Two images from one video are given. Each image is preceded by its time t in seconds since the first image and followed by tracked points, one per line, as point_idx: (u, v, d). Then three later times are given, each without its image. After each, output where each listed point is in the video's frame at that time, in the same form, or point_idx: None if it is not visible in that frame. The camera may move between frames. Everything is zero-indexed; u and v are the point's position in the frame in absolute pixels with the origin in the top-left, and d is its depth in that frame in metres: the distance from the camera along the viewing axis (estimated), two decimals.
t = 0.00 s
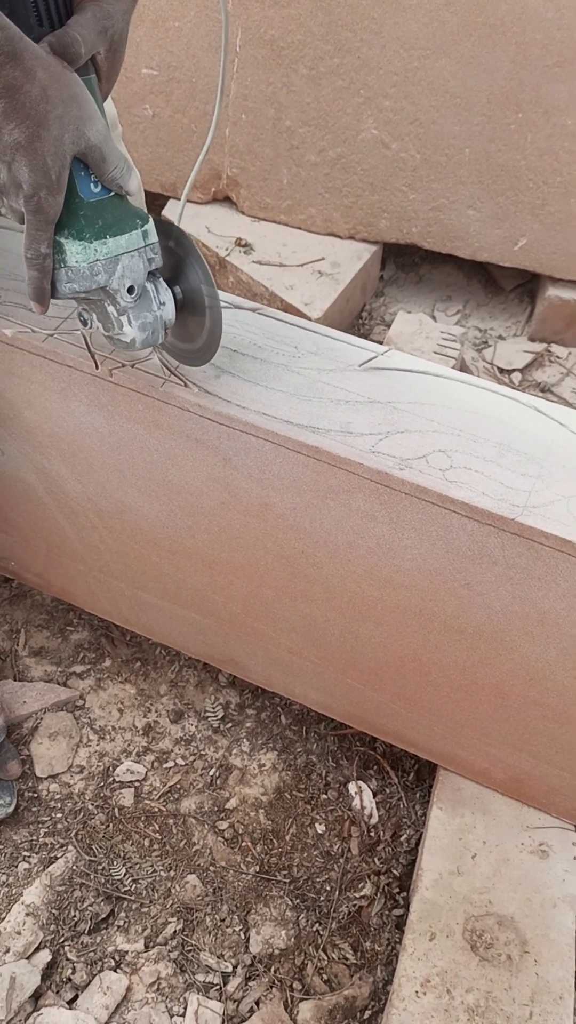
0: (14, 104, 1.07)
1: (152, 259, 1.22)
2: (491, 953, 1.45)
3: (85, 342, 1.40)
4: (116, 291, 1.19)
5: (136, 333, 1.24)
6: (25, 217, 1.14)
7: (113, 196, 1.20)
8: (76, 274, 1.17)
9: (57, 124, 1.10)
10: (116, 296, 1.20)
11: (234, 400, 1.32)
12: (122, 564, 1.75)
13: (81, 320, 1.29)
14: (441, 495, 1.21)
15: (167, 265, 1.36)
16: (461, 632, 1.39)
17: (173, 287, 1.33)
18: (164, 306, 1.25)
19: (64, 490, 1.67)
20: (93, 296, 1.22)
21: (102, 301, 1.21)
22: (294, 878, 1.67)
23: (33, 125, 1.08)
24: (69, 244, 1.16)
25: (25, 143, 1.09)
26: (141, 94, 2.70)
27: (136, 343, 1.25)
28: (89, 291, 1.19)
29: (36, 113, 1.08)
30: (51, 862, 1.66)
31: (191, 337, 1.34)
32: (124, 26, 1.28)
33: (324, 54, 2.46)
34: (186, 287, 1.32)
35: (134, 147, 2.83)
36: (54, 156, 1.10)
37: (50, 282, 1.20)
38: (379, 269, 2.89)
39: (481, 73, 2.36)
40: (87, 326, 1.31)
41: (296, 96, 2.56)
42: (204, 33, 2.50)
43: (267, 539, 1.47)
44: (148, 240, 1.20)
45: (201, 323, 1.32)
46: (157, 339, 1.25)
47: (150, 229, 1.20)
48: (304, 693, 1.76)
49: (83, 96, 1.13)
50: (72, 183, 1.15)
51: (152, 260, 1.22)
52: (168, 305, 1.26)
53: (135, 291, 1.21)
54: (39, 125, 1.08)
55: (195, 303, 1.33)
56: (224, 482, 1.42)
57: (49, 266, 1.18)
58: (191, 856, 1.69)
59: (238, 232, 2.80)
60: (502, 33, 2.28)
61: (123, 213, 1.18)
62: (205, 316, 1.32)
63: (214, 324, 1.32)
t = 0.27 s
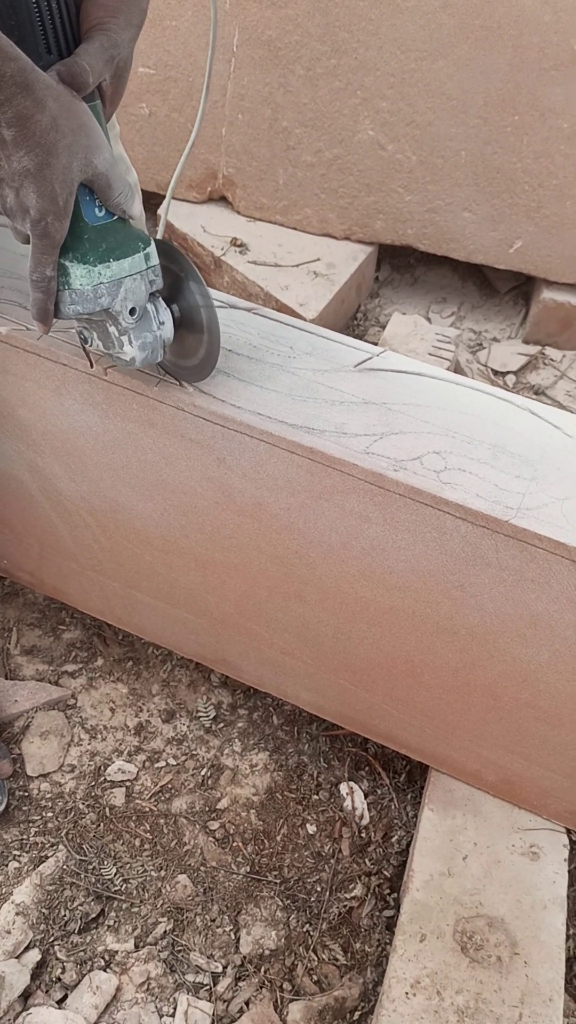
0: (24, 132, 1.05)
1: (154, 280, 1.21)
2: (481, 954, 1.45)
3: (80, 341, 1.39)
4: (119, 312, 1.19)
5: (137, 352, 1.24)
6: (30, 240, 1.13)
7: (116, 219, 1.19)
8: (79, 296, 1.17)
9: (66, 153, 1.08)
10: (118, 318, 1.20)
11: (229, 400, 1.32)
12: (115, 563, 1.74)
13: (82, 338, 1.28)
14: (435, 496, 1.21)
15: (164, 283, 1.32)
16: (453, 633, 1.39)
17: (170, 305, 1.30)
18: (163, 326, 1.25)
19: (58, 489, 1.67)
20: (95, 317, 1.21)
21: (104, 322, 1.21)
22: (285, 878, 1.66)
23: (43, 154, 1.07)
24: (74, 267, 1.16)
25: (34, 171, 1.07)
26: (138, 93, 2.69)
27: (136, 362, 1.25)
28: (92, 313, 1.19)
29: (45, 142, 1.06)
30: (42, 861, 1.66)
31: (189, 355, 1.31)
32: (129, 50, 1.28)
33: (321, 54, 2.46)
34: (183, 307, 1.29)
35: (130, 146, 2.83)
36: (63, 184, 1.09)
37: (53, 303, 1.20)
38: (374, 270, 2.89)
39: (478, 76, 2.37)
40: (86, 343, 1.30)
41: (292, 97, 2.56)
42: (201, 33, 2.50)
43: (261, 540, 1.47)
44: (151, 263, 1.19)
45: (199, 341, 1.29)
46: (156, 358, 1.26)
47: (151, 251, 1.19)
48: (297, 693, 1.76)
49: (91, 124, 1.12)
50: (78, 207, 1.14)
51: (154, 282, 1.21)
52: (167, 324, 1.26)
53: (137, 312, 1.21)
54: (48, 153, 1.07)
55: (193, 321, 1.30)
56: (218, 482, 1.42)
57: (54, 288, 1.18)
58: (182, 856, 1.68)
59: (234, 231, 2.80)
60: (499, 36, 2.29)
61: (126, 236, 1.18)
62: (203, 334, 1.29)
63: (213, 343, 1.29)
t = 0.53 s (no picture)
0: (41, 142, 1.05)
1: (164, 289, 1.22)
2: (473, 956, 1.45)
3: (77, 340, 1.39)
4: (130, 322, 1.19)
5: (148, 361, 1.24)
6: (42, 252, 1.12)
7: (125, 228, 1.19)
8: (92, 306, 1.16)
9: (83, 163, 1.08)
10: (130, 327, 1.19)
11: (225, 401, 1.32)
12: (110, 562, 1.74)
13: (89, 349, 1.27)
14: (431, 497, 1.21)
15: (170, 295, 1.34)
16: (448, 634, 1.39)
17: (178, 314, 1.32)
18: (172, 335, 1.26)
19: (53, 488, 1.67)
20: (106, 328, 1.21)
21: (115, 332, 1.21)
22: (277, 879, 1.66)
23: (60, 164, 1.06)
24: (86, 277, 1.15)
25: (49, 182, 1.07)
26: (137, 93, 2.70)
27: (146, 371, 1.25)
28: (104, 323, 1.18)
29: (63, 152, 1.06)
30: (34, 860, 1.65)
31: (198, 361, 1.31)
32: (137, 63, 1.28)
33: (320, 55, 2.46)
34: (191, 316, 1.31)
35: (128, 145, 2.83)
36: (79, 194, 1.09)
37: (64, 314, 1.19)
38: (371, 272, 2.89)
39: (476, 79, 2.37)
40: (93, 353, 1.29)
41: (291, 98, 2.56)
42: (200, 33, 2.50)
43: (257, 540, 1.47)
44: (160, 272, 1.19)
45: (208, 346, 1.30)
46: (166, 368, 1.26)
47: (161, 260, 1.20)
48: (291, 693, 1.76)
49: (106, 134, 1.12)
50: (89, 217, 1.14)
51: (163, 291, 1.22)
52: (176, 334, 1.26)
53: (147, 321, 1.21)
54: (65, 164, 1.07)
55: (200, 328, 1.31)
56: (214, 482, 1.42)
57: (66, 299, 1.17)
58: (175, 856, 1.68)
59: (231, 231, 2.80)
60: (497, 38, 2.30)
61: (136, 246, 1.18)
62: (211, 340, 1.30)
63: (221, 346, 1.30)
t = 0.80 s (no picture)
0: (64, 158, 1.03)
1: (180, 300, 1.22)
2: (467, 957, 1.45)
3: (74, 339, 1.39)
4: (151, 335, 1.19)
5: (168, 373, 1.23)
6: (61, 267, 1.11)
7: (141, 240, 1.18)
8: (113, 322, 1.16)
9: (104, 177, 1.07)
10: (150, 340, 1.19)
11: (222, 401, 1.32)
12: (105, 562, 1.74)
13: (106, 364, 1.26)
14: (427, 499, 1.21)
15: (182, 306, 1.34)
16: (443, 636, 1.39)
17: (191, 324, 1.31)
18: (188, 345, 1.26)
19: (48, 487, 1.66)
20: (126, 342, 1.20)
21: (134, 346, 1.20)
22: (271, 879, 1.66)
23: (82, 179, 1.05)
24: (106, 292, 1.14)
25: (72, 198, 1.05)
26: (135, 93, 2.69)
27: (166, 382, 1.25)
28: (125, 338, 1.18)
29: (85, 167, 1.05)
30: (27, 860, 1.65)
31: (213, 366, 1.30)
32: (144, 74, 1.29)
33: (318, 56, 2.47)
34: (205, 325, 1.31)
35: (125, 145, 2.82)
36: (100, 208, 1.08)
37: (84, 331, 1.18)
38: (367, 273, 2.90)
39: (473, 81, 2.38)
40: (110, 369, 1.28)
41: (288, 98, 2.57)
42: (198, 33, 2.50)
43: (252, 540, 1.47)
44: (177, 282, 1.19)
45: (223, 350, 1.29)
46: (185, 378, 1.26)
47: (176, 271, 1.20)
48: (286, 694, 1.76)
49: (124, 147, 1.11)
50: (107, 232, 1.13)
51: (180, 302, 1.21)
52: (191, 345, 1.27)
53: (167, 332, 1.21)
54: (87, 179, 1.05)
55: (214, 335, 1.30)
56: (211, 482, 1.42)
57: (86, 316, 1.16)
58: (169, 856, 1.68)
59: (228, 231, 2.80)
60: (495, 41, 2.30)
61: (152, 258, 1.17)
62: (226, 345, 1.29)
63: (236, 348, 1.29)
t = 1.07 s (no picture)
0: (86, 169, 1.01)
1: (196, 308, 1.21)
2: (462, 958, 1.45)
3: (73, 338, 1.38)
4: (172, 344, 1.17)
5: (187, 382, 1.22)
6: (83, 281, 1.08)
7: (156, 250, 1.16)
8: (136, 333, 1.13)
9: (126, 188, 1.05)
10: (172, 350, 1.17)
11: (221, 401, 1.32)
12: (102, 562, 1.74)
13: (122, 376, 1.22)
14: (424, 500, 1.21)
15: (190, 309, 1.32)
16: (440, 637, 1.39)
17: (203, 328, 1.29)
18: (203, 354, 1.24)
19: (46, 487, 1.66)
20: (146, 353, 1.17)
21: (154, 356, 1.18)
22: (266, 879, 1.66)
23: (105, 190, 1.03)
24: (128, 303, 1.12)
25: (94, 209, 1.03)
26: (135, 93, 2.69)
27: (184, 391, 1.23)
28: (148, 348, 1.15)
29: (108, 178, 1.02)
30: (22, 859, 1.65)
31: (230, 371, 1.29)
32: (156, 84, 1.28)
33: (317, 57, 2.47)
34: (217, 331, 1.28)
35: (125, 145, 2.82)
36: (123, 219, 1.06)
37: (105, 345, 1.14)
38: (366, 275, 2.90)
39: (473, 83, 2.38)
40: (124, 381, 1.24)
41: (288, 99, 2.57)
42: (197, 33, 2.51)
43: (250, 540, 1.47)
44: (192, 290, 1.19)
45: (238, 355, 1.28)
46: (202, 386, 1.24)
47: (191, 279, 1.19)
48: (282, 694, 1.76)
49: (145, 156, 1.09)
50: (127, 242, 1.10)
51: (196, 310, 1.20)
52: (206, 354, 1.25)
53: (186, 341, 1.19)
54: (110, 190, 1.03)
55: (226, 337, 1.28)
56: (208, 482, 1.42)
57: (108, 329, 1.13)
58: (164, 856, 1.68)
59: (227, 231, 2.80)
60: (494, 43, 2.31)
61: (169, 267, 1.16)
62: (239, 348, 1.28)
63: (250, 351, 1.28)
